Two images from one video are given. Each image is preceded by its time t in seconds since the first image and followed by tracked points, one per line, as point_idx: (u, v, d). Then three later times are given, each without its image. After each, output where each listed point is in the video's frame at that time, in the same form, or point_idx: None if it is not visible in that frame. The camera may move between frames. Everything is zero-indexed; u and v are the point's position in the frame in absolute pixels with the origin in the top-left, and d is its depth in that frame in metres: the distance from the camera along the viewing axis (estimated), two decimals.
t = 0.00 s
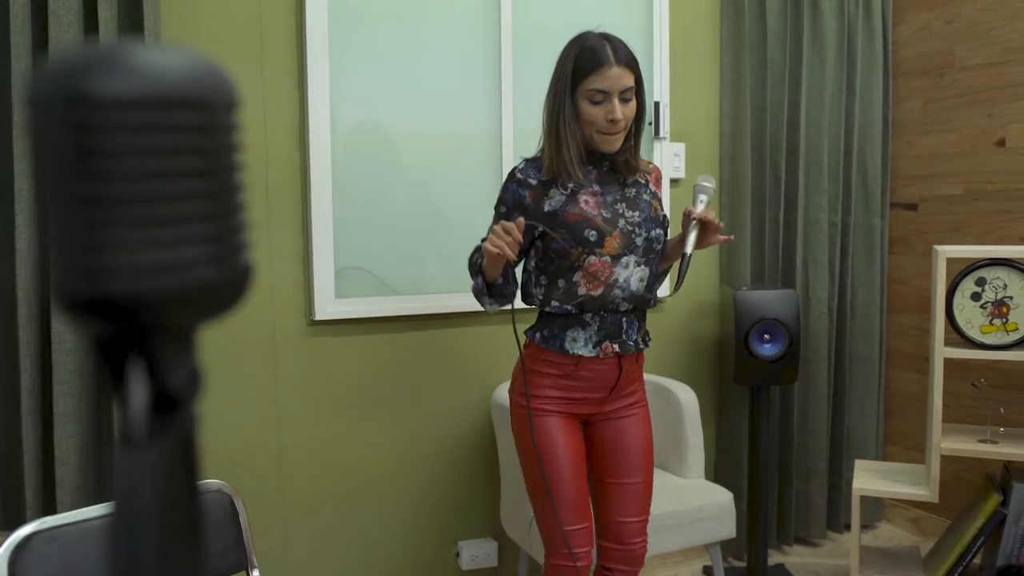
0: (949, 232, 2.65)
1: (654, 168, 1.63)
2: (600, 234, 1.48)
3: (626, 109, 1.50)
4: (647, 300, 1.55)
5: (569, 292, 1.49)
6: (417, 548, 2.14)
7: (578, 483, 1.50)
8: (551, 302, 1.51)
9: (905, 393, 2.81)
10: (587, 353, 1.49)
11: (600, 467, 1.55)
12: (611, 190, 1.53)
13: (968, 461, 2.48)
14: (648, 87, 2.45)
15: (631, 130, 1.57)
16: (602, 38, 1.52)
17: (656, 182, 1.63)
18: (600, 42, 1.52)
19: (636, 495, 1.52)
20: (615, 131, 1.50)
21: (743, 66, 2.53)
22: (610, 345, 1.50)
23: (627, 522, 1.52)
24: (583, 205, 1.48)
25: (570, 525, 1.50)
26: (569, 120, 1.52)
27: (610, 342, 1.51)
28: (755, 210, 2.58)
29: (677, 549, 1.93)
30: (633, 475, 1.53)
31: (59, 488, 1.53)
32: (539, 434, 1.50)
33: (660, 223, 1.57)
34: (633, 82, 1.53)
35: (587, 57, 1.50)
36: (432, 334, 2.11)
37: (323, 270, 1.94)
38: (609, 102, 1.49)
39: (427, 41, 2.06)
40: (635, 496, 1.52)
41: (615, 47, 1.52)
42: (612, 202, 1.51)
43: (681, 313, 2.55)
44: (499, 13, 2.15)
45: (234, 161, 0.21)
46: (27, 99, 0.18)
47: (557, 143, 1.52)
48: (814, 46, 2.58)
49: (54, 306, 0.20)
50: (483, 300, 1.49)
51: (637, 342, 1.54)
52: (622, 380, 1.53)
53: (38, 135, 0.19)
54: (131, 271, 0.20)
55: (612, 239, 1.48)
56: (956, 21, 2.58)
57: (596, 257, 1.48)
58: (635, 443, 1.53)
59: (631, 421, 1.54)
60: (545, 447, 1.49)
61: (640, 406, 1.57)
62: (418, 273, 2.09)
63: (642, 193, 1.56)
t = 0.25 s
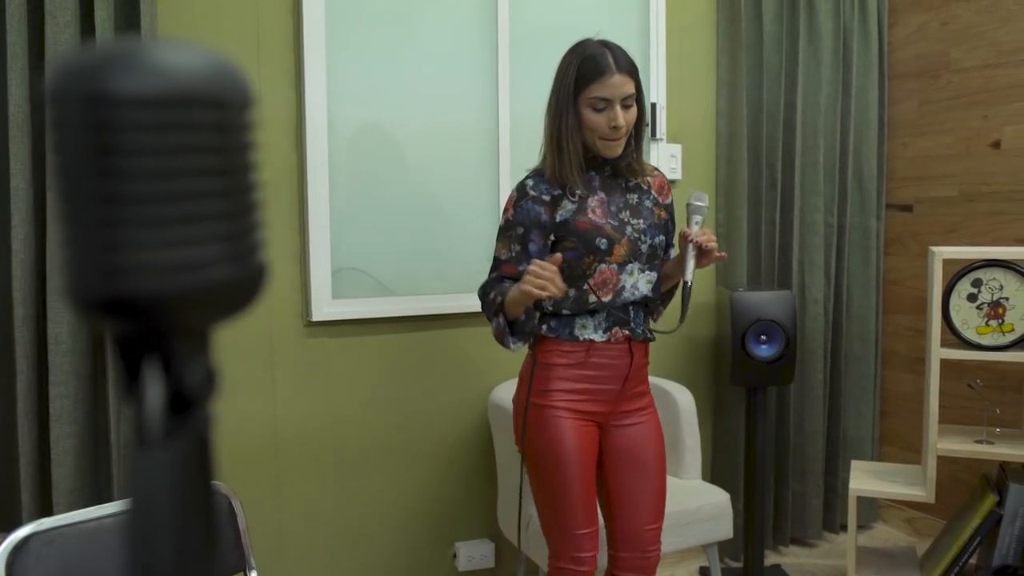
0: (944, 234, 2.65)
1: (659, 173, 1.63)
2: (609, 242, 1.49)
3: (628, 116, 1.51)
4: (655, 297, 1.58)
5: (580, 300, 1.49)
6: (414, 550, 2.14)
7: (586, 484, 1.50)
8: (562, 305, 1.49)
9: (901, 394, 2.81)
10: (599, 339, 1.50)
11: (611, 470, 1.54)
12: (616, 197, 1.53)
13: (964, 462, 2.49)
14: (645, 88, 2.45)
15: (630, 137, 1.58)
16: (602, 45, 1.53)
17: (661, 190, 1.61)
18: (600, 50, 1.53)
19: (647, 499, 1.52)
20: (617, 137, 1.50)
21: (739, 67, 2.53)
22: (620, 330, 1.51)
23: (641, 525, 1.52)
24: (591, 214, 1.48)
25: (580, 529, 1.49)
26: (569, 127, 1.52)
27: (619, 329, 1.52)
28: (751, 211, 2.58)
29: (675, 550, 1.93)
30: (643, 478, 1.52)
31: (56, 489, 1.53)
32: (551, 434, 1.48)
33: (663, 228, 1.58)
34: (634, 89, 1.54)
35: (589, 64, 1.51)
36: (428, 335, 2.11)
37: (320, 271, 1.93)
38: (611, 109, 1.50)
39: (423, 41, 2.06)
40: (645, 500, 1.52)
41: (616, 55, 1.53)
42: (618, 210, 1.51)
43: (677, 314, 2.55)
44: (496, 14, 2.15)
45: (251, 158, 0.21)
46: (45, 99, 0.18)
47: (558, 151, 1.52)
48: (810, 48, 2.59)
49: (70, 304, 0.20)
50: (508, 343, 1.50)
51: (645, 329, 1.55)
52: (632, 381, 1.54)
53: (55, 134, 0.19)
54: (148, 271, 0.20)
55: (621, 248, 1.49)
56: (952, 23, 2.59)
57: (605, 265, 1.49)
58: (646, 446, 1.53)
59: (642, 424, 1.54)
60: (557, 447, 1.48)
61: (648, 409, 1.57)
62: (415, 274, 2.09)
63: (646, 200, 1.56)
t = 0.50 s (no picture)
0: (939, 234, 2.66)
1: (646, 189, 1.64)
2: (614, 258, 1.49)
3: (633, 122, 1.51)
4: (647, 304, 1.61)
5: (586, 315, 1.49)
6: (411, 550, 2.14)
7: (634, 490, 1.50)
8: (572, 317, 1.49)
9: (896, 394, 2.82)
10: (609, 346, 1.52)
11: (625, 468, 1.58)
12: (614, 208, 1.54)
13: (959, 461, 2.50)
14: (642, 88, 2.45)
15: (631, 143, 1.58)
16: (606, 52, 1.52)
17: (649, 204, 1.62)
18: (605, 56, 1.51)
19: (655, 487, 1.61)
20: (623, 142, 1.51)
21: (735, 67, 2.53)
22: (625, 332, 1.54)
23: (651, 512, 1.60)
24: (598, 227, 1.48)
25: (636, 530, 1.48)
26: (576, 131, 1.52)
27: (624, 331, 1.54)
28: (747, 211, 2.59)
29: (672, 550, 1.93)
30: (651, 469, 1.61)
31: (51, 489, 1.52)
32: (588, 441, 1.48)
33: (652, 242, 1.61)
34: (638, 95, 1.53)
35: (594, 72, 1.50)
36: (425, 335, 2.11)
37: (316, 271, 1.93)
38: (616, 114, 1.49)
39: (419, 40, 2.06)
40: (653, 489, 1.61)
41: (621, 61, 1.52)
42: (618, 222, 1.52)
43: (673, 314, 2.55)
44: (494, 14, 2.15)
45: (261, 154, 0.21)
46: (60, 91, 0.18)
47: (568, 157, 1.53)
48: (805, 48, 2.60)
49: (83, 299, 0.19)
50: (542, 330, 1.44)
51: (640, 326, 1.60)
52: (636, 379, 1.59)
53: (69, 127, 0.19)
54: (161, 266, 0.20)
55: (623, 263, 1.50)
56: (947, 24, 2.60)
57: (610, 281, 1.50)
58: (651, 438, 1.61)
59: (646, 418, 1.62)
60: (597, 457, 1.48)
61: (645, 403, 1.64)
62: (411, 274, 2.09)
63: (639, 215, 1.58)
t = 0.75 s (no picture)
0: (933, 235, 2.67)
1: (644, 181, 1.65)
2: (622, 252, 1.50)
3: (633, 119, 1.51)
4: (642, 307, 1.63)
5: (595, 312, 1.50)
6: (406, 551, 2.14)
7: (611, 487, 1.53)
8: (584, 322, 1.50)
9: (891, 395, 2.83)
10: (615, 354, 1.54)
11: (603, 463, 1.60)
12: (617, 203, 1.55)
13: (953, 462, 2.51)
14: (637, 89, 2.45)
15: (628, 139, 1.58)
16: (604, 48, 1.50)
17: (648, 196, 1.64)
18: (604, 51, 1.50)
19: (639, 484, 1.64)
20: (622, 139, 1.52)
21: (730, 68, 2.54)
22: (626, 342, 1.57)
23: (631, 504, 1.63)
24: (603, 221, 1.49)
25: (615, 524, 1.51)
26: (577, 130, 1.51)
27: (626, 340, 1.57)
28: (742, 213, 2.60)
29: (667, 550, 1.93)
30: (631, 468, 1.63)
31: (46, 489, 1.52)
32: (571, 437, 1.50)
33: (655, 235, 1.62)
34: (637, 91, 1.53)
35: (595, 69, 1.48)
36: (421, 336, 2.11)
37: (312, 271, 1.93)
38: (618, 110, 1.49)
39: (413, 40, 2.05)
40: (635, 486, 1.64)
41: (621, 57, 1.51)
42: (620, 216, 1.54)
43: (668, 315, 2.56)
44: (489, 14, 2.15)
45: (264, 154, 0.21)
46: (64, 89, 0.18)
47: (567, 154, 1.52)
48: (800, 50, 2.61)
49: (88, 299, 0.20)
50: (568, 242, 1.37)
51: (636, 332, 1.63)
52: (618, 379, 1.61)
53: (76, 126, 0.19)
54: (164, 264, 0.20)
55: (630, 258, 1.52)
56: (941, 26, 2.61)
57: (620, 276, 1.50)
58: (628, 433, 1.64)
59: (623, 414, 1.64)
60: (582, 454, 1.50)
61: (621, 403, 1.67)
62: (407, 275, 2.09)
63: (641, 209, 1.59)
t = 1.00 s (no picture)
0: (931, 238, 2.68)
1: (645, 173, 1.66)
2: (615, 253, 1.50)
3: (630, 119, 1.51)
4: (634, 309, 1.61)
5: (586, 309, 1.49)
6: (405, 554, 2.13)
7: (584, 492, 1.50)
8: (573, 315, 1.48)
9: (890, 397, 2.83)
10: (601, 349, 1.52)
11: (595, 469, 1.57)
12: (612, 203, 1.56)
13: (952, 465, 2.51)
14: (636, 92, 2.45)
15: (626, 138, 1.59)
16: (602, 48, 1.51)
17: (648, 188, 1.65)
18: (602, 52, 1.51)
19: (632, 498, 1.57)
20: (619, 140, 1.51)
21: (729, 71, 2.54)
22: (615, 341, 1.54)
23: (625, 518, 1.56)
24: (598, 224, 1.51)
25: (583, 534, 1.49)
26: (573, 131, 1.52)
27: (614, 340, 1.54)
28: (741, 215, 2.60)
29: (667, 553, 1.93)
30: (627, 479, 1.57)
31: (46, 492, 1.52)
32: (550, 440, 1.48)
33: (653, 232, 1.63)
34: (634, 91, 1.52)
35: (590, 70, 1.49)
36: (420, 338, 2.11)
37: (312, 274, 1.93)
38: (614, 112, 1.49)
39: (412, 43, 2.06)
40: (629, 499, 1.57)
41: (617, 58, 1.52)
42: (616, 217, 1.55)
43: (667, 318, 2.56)
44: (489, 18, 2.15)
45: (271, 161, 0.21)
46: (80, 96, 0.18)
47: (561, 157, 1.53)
48: (799, 53, 2.61)
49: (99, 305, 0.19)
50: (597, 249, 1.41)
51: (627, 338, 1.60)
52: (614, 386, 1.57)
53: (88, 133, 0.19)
54: (175, 271, 0.20)
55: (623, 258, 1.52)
56: (939, 29, 2.62)
57: (612, 276, 1.50)
58: (625, 442, 1.58)
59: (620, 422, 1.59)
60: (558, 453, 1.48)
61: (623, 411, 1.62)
62: (407, 277, 2.09)
63: (638, 207, 1.60)
